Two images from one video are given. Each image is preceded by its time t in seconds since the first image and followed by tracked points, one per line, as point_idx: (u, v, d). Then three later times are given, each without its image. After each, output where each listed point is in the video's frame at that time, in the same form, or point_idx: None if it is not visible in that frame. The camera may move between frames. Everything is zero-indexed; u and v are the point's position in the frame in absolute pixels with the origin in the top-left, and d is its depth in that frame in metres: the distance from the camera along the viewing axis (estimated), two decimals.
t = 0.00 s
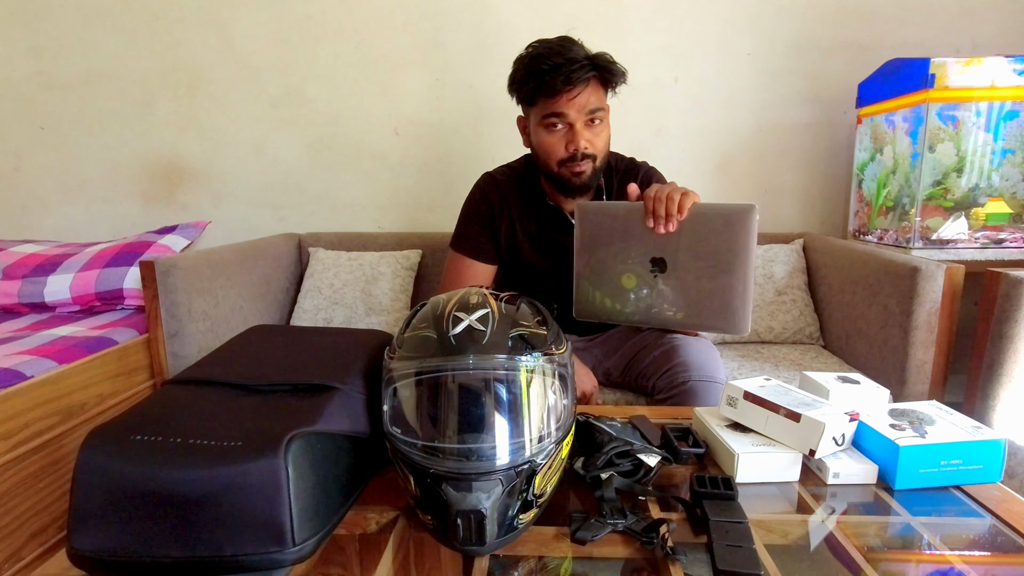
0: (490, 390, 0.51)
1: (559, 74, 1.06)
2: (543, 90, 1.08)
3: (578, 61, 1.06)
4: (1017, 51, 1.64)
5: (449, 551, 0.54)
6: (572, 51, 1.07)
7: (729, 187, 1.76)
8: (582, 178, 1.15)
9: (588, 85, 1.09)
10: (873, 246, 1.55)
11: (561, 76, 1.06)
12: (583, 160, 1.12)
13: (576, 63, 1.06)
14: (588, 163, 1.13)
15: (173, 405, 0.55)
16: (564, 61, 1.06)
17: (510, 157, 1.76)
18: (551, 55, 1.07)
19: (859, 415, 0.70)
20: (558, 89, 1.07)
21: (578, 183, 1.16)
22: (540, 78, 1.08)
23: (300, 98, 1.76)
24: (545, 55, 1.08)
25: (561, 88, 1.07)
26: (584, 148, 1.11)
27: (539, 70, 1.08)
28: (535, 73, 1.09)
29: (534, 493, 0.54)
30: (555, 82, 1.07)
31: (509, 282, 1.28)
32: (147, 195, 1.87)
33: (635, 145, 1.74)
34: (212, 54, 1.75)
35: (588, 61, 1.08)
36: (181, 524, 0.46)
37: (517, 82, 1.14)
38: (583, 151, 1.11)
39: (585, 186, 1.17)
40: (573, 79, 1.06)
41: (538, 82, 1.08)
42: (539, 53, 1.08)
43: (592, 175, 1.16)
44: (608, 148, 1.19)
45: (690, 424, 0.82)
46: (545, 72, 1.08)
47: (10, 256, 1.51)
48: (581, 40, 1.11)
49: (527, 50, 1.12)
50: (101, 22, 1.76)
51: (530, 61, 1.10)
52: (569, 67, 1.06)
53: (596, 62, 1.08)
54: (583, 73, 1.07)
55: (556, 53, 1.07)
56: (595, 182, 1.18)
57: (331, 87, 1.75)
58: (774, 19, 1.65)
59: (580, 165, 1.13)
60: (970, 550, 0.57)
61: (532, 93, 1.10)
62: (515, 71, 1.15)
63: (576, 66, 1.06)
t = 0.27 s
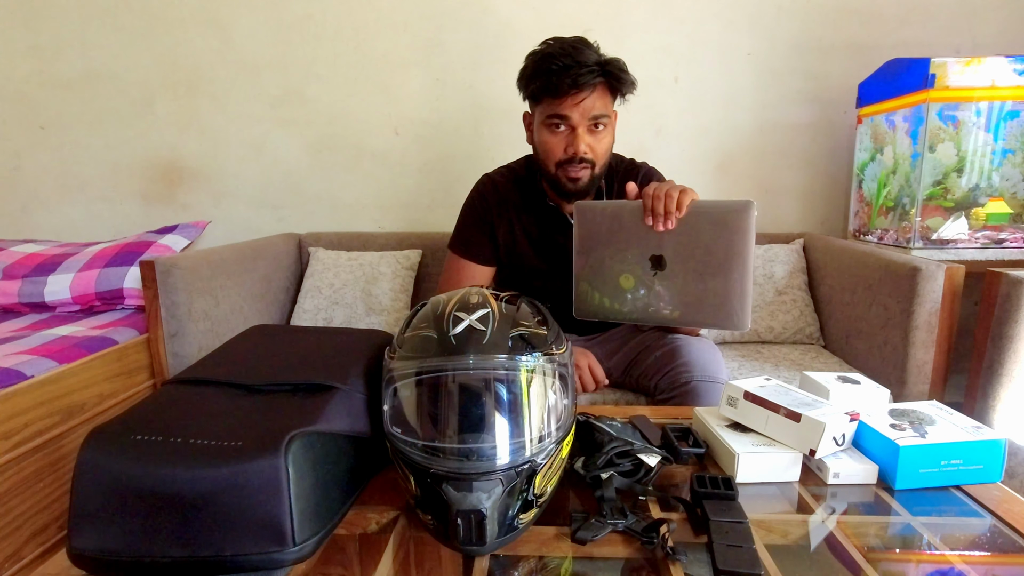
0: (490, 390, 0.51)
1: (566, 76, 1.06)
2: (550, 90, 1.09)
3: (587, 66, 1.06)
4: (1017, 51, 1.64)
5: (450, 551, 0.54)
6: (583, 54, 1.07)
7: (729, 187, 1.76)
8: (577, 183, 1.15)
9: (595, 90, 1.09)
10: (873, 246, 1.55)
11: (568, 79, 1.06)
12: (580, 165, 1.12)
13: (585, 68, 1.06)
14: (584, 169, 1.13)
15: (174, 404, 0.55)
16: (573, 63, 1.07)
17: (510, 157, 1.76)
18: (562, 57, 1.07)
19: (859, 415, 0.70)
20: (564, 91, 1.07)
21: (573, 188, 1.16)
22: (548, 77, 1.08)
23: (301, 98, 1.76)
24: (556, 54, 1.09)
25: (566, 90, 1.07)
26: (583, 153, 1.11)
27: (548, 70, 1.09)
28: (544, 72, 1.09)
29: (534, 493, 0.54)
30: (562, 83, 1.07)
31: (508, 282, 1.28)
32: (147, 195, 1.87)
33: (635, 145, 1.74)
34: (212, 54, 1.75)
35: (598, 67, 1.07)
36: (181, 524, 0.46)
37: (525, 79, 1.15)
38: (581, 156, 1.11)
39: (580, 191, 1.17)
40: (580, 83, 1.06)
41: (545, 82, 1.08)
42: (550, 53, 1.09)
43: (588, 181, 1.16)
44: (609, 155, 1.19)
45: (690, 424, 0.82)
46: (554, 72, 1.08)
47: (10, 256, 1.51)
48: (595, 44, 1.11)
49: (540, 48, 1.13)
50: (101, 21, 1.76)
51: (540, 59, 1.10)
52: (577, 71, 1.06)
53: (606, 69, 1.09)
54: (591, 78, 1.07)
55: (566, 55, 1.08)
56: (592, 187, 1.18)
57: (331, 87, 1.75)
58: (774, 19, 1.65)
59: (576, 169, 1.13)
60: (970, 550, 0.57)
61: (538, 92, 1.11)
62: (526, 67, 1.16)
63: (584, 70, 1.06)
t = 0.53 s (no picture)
0: (490, 390, 0.51)
1: (569, 77, 1.07)
2: (552, 89, 1.09)
3: (590, 67, 1.07)
4: (1017, 51, 1.64)
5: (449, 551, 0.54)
6: (587, 55, 1.07)
7: (728, 187, 1.76)
8: (577, 183, 1.15)
9: (597, 91, 1.09)
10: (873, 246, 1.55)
11: (571, 79, 1.07)
12: (579, 165, 1.12)
13: (588, 68, 1.06)
14: (584, 169, 1.13)
15: (174, 405, 0.55)
16: (576, 64, 1.07)
17: (510, 157, 1.76)
18: (566, 57, 1.07)
19: (859, 415, 0.70)
20: (566, 90, 1.07)
21: (573, 188, 1.16)
22: (551, 77, 1.08)
23: (301, 98, 1.76)
24: (559, 54, 1.09)
25: (568, 90, 1.07)
26: (583, 153, 1.11)
27: (551, 69, 1.09)
28: (547, 70, 1.09)
29: (534, 493, 0.54)
30: (564, 83, 1.07)
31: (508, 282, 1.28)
32: (147, 195, 1.87)
33: (635, 145, 1.74)
34: (212, 54, 1.75)
35: (601, 68, 1.08)
36: (181, 524, 0.46)
37: (528, 77, 1.15)
38: (581, 156, 1.11)
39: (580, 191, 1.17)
40: (582, 83, 1.07)
41: (547, 81, 1.08)
42: (553, 52, 1.09)
43: (587, 181, 1.16)
44: (609, 156, 1.19)
45: (690, 424, 0.82)
46: (557, 71, 1.08)
47: (10, 256, 1.51)
48: (598, 45, 1.11)
49: (543, 46, 1.13)
50: (101, 22, 1.76)
51: (543, 58, 1.10)
52: (580, 71, 1.06)
53: (609, 70, 1.09)
54: (593, 78, 1.07)
55: (570, 54, 1.08)
56: (592, 187, 1.18)
57: (331, 87, 1.75)
58: (774, 19, 1.65)
59: (575, 169, 1.13)
60: (970, 550, 0.57)
61: (540, 91, 1.11)
62: (528, 66, 1.16)
63: (587, 71, 1.06)
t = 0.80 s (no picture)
0: (490, 389, 0.51)
1: (565, 71, 1.07)
2: (548, 85, 1.09)
3: (586, 61, 1.07)
4: (1017, 51, 1.64)
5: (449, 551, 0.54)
6: (582, 50, 1.08)
7: (729, 187, 1.76)
8: (575, 178, 1.15)
9: (593, 86, 1.09)
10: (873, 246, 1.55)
11: (566, 74, 1.07)
12: (577, 160, 1.12)
13: (583, 63, 1.07)
14: (582, 163, 1.13)
15: (174, 405, 0.55)
16: (572, 58, 1.07)
17: (510, 157, 1.76)
18: (561, 52, 1.07)
19: (859, 415, 0.70)
20: (562, 85, 1.08)
21: (571, 183, 1.16)
22: (546, 73, 1.09)
23: (301, 98, 1.76)
24: (555, 50, 1.09)
25: (564, 84, 1.08)
26: (580, 148, 1.11)
27: (547, 65, 1.09)
28: (543, 67, 1.09)
29: (534, 493, 0.54)
30: (560, 78, 1.08)
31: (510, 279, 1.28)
32: (147, 195, 1.87)
33: (635, 145, 1.74)
34: (212, 54, 1.75)
35: (597, 63, 1.08)
36: (182, 524, 0.46)
37: (526, 74, 1.15)
38: (578, 151, 1.11)
39: (578, 185, 1.16)
40: (577, 77, 1.07)
41: (544, 77, 1.09)
42: (550, 48, 1.09)
43: (586, 176, 1.16)
44: (609, 151, 1.18)
45: (690, 423, 0.82)
46: (553, 67, 1.09)
47: (10, 256, 1.51)
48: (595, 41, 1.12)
49: (541, 44, 1.13)
50: (101, 22, 1.76)
51: (540, 55, 1.11)
52: (575, 66, 1.07)
53: (604, 64, 1.09)
54: (589, 73, 1.07)
55: (566, 50, 1.08)
56: (591, 182, 1.17)
57: (331, 87, 1.75)
58: (774, 19, 1.65)
59: (573, 164, 1.12)
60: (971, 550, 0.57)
61: (537, 87, 1.11)
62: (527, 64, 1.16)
63: (583, 65, 1.06)
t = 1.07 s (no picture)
0: (490, 389, 0.51)
1: (567, 61, 1.08)
2: (550, 75, 1.10)
3: (588, 52, 1.08)
4: (1017, 51, 1.64)
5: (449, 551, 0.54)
6: (584, 42, 1.10)
7: (728, 187, 1.76)
8: (577, 169, 1.14)
9: (595, 77, 1.10)
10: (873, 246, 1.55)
11: (569, 63, 1.08)
12: (579, 150, 1.11)
13: (586, 53, 1.08)
14: (583, 154, 1.12)
15: (174, 404, 0.55)
16: (574, 50, 1.09)
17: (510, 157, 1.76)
18: (564, 44, 1.09)
19: (859, 415, 0.70)
20: (564, 75, 1.09)
21: (572, 174, 1.14)
22: (549, 63, 1.10)
23: (301, 98, 1.76)
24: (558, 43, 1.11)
25: (566, 74, 1.08)
26: (582, 137, 1.10)
27: (550, 57, 1.11)
28: (546, 59, 1.11)
29: (534, 493, 0.54)
30: (562, 68, 1.09)
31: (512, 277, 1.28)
32: (147, 195, 1.87)
33: (635, 145, 1.74)
34: (212, 54, 1.75)
35: (599, 55, 1.10)
36: (181, 523, 0.46)
37: (528, 69, 1.16)
38: (580, 140, 1.10)
39: (579, 178, 1.15)
40: (579, 67, 1.08)
41: (546, 67, 1.10)
42: (553, 42, 1.11)
43: (588, 168, 1.15)
44: (610, 147, 1.18)
45: (690, 423, 0.82)
46: (556, 58, 1.10)
47: (9, 256, 1.51)
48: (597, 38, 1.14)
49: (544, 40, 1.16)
50: (101, 22, 1.76)
51: (543, 48, 1.13)
52: (578, 56, 1.08)
53: (606, 58, 1.11)
54: (591, 63, 1.09)
55: (568, 43, 1.10)
56: (592, 176, 1.17)
57: (331, 87, 1.75)
58: (774, 19, 1.65)
59: (575, 154, 1.12)
60: (970, 550, 0.57)
61: (540, 78, 1.12)
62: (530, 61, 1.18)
63: (585, 55, 1.08)
